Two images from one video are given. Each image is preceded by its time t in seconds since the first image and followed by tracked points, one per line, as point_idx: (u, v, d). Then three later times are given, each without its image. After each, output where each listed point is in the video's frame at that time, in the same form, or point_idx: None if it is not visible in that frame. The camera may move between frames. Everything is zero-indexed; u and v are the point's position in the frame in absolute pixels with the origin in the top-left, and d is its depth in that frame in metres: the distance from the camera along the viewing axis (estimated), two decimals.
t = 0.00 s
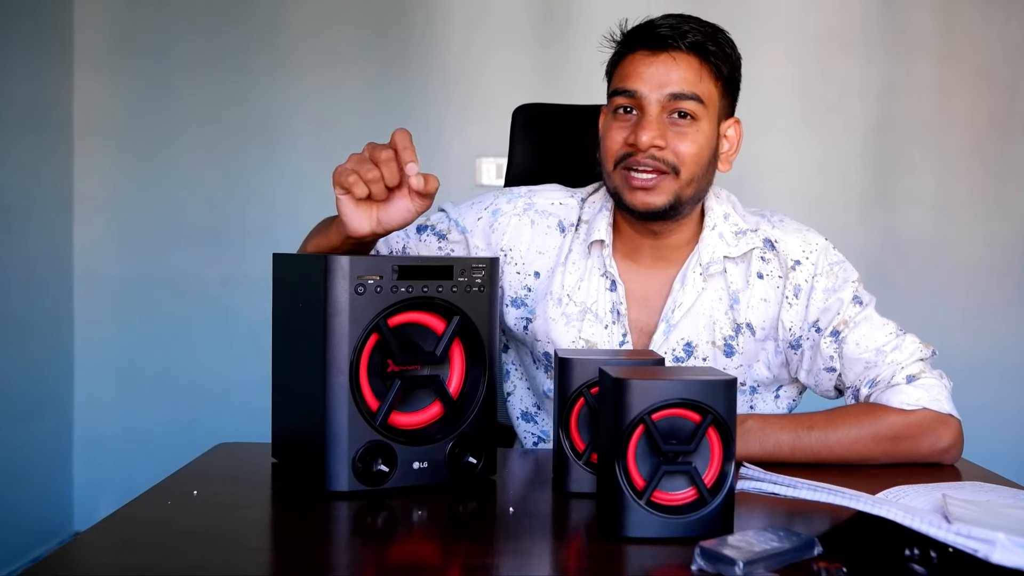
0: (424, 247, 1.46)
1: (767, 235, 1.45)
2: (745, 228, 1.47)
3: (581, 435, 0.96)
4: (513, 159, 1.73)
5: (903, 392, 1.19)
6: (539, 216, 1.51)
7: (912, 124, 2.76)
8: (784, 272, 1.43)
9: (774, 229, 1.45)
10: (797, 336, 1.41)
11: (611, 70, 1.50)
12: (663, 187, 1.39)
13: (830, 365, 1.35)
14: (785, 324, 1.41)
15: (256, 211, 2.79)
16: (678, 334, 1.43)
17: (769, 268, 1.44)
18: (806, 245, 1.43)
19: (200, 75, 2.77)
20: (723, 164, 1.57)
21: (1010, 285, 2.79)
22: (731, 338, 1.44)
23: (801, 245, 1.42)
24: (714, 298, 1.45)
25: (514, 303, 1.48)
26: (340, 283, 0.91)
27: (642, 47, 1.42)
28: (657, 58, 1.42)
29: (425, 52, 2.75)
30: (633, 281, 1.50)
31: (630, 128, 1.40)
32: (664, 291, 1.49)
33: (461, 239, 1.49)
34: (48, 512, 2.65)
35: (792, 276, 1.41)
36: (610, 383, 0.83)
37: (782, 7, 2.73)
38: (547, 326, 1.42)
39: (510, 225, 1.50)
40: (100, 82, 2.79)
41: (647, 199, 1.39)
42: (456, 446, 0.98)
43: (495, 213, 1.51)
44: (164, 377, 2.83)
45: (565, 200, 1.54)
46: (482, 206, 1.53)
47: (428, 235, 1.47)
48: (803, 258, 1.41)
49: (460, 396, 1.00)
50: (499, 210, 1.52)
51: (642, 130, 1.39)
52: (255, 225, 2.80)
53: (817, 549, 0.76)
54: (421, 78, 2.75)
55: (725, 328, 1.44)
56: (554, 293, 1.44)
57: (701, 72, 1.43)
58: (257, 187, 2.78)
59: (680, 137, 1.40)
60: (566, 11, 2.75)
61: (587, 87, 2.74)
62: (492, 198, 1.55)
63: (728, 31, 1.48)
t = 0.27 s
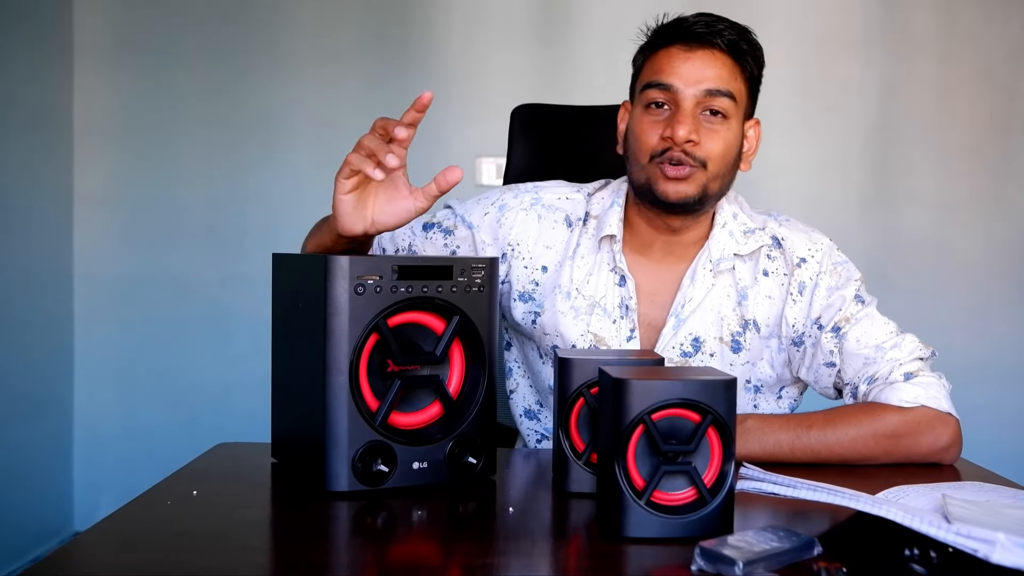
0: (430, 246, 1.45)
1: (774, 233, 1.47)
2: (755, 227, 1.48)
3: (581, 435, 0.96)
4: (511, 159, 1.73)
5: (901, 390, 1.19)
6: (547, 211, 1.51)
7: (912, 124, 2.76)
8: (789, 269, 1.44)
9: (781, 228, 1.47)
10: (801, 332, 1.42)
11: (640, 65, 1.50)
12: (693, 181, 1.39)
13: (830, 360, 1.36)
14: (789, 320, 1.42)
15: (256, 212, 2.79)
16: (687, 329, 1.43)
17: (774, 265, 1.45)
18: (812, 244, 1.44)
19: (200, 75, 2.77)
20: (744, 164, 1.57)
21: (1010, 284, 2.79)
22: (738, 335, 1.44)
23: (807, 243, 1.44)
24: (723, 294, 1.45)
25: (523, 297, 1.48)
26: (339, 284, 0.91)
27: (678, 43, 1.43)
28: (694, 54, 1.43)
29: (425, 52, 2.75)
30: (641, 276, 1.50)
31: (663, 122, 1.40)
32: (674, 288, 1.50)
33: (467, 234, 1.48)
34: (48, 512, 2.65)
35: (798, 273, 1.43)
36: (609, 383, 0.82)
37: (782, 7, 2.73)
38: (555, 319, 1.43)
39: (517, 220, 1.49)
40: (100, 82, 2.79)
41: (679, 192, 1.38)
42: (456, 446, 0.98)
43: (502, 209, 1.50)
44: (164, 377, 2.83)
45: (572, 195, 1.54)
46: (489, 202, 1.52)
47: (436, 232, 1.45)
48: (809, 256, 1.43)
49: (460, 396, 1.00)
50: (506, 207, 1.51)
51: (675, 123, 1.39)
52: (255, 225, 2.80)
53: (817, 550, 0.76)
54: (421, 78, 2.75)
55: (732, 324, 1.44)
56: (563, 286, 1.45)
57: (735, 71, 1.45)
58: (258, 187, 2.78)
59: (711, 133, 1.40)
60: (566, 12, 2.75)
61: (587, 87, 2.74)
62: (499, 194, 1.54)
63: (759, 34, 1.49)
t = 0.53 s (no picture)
0: (428, 242, 1.47)
1: (776, 236, 1.47)
2: (757, 232, 1.47)
3: (581, 434, 0.96)
4: (506, 159, 1.73)
5: (900, 390, 1.19)
6: (547, 213, 1.51)
7: (912, 124, 2.76)
8: (791, 272, 1.44)
9: (783, 231, 1.47)
10: (802, 335, 1.42)
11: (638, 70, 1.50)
12: (682, 188, 1.38)
13: (829, 361, 1.36)
14: (790, 323, 1.42)
15: (255, 212, 2.79)
16: (688, 335, 1.42)
17: (776, 269, 1.45)
18: (813, 247, 1.45)
19: (201, 75, 2.77)
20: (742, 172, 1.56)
21: (1010, 285, 2.79)
22: (739, 341, 1.43)
23: (808, 246, 1.45)
24: (724, 300, 1.45)
25: (520, 300, 1.47)
26: (339, 284, 0.91)
27: (673, 48, 1.43)
28: (687, 59, 1.42)
29: (425, 52, 2.75)
30: (642, 281, 1.49)
31: (655, 126, 1.40)
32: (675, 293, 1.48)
33: (466, 233, 1.48)
34: (48, 512, 2.65)
35: (799, 275, 1.43)
36: (609, 383, 0.82)
37: (782, 7, 2.73)
38: (555, 325, 1.44)
39: (517, 220, 1.49)
40: (100, 82, 2.79)
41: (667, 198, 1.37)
42: (455, 446, 0.98)
43: (503, 208, 1.51)
44: (165, 377, 2.83)
45: (573, 197, 1.54)
46: (491, 200, 1.52)
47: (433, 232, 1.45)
48: (811, 259, 1.43)
49: (459, 396, 1.00)
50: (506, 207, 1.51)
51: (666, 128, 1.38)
52: (255, 226, 2.80)
53: (817, 549, 0.76)
54: (421, 78, 2.75)
55: (734, 330, 1.43)
56: (563, 290, 1.45)
57: (730, 77, 1.44)
58: (258, 187, 2.78)
59: (702, 139, 1.39)
60: (566, 12, 2.75)
61: (587, 87, 2.74)
62: (500, 193, 1.54)
63: (759, 40, 1.49)
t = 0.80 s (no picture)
0: (422, 244, 1.47)
1: (773, 239, 1.46)
2: (753, 235, 1.47)
3: (581, 435, 0.96)
4: (503, 160, 1.73)
5: (903, 394, 1.19)
6: (541, 222, 1.50)
7: (912, 124, 2.76)
8: (789, 275, 1.43)
9: (779, 232, 1.46)
10: (802, 339, 1.42)
11: (626, 78, 1.49)
12: (682, 203, 1.39)
13: (831, 366, 1.36)
14: (790, 327, 1.42)
15: (255, 212, 2.79)
16: (688, 345, 1.43)
17: (773, 272, 1.44)
18: (812, 247, 1.43)
19: (201, 75, 2.77)
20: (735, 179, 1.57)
21: (1009, 285, 2.79)
22: (739, 347, 1.44)
23: (806, 248, 1.43)
24: (723, 306, 1.45)
25: (515, 311, 1.48)
26: (340, 284, 0.91)
27: (662, 58, 1.42)
28: (678, 70, 1.41)
29: (425, 52, 2.75)
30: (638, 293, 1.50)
31: (650, 141, 1.40)
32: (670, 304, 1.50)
33: (458, 240, 1.49)
34: (48, 512, 2.65)
35: (798, 279, 1.42)
36: (610, 384, 0.82)
37: (782, 7, 2.73)
38: (553, 339, 1.46)
39: (511, 228, 1.49)
40: (100, 82, 2.79)
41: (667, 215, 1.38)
42: (455, 447, 0.98)
43: (497, 216, 1.51)
44: (165, 377, 2.83)
45: (569, 206, 1.53)
46: (485, 207, 1.52)
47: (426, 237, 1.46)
48: (810, 261, 1.42)
49: (459, 397, 1.00)
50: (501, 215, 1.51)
51: (662, 144, 1.38)
52: (255, 226, 2.80)
53: (817, 549, 0.76)
54: (421, 78, 2.75)
55: (734, 337, 1.44)
56: (559, 304, 1.46)
57: (722, 85, 1.43)
58: (258, 187, 2.78)
59: (700, 152, 1.39)
60: (566, 11, 2.75)
61: (587, 88, 2.74)
62: (495, 200, 1.53)
63: (748, 42, 1.48)
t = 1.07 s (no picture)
0: (419, 247, 1.48)
1: (773, 239, 1.45)
2: (752, 236, 1.47)
3: (581, 435, 0.96)
4: (498, 158, 1.72)
5: (905, 395, 1.19)
6: (538, 224, 1.51)
7: (913, 124, 2.76)
8: (789, 276, 1.43)
9: (779, 233, 1.46)
10: (803, 340, 1.42)
11: (615, 80, 1.48)
12: (671, 207, 1.39)
13: (832, 368, 1.36)
14: (791, 328, 1.42)
15: (255, 212, 2.79)
16: (688, 348, 1.43)
17: (773, 273, 1.44)
18: (812, 247, 1.43)
19: (200, 75, 2.77)
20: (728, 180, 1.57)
21: (1009, 285, 2.80)
22: (740, 349, 1.44)
23: (806, 248, 1.43)
24: (723, 308, 1.45)
25: (514, 314, 1.48)
26: (340, 283, 0.91)
27: (649, 60, 1.41)
28: (665, 72, 1.40)
29: (425, 52, 2.75)
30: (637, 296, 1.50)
31: (637, 144, 1.39)
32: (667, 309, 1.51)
33: (454, 243, 1.49)
34: (48, 512, 2.65)
35: (798, 280, 1.41)
36: (609, 384, 0.82)
37: (782, 7, 2.73)
38: (552, 341, 1.45)
39: (507, 231, 1.49)
40: (100, 82, 2.79)
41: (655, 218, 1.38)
42: (456, 446, 0.98)
43: (493, 218, 1.51)
44: (165, 377, 2.83)
45: (565, 209, 1.54)
46: (480, 209, 1.52)
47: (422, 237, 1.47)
48: (810, 262, 1.41)
49: (460, 397, 1.00)
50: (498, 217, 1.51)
51: (650, 148, 1.37)
52: (254, 226, 2.80)
53: (817, 550, 0.76)
54: (421, 78, 2.75)
55: (734, 339, 1.45)
56: (557, 306, 1.46)
57: (709, 86, 1.43)
58: (258, 187, 2.78)
59: (687, 155, 1.40)
60: (566, 11, 2.75)
61: (587, 87, 2.74)
62: (491, 202, 1.53)
63: (736, 42, 1.47)
